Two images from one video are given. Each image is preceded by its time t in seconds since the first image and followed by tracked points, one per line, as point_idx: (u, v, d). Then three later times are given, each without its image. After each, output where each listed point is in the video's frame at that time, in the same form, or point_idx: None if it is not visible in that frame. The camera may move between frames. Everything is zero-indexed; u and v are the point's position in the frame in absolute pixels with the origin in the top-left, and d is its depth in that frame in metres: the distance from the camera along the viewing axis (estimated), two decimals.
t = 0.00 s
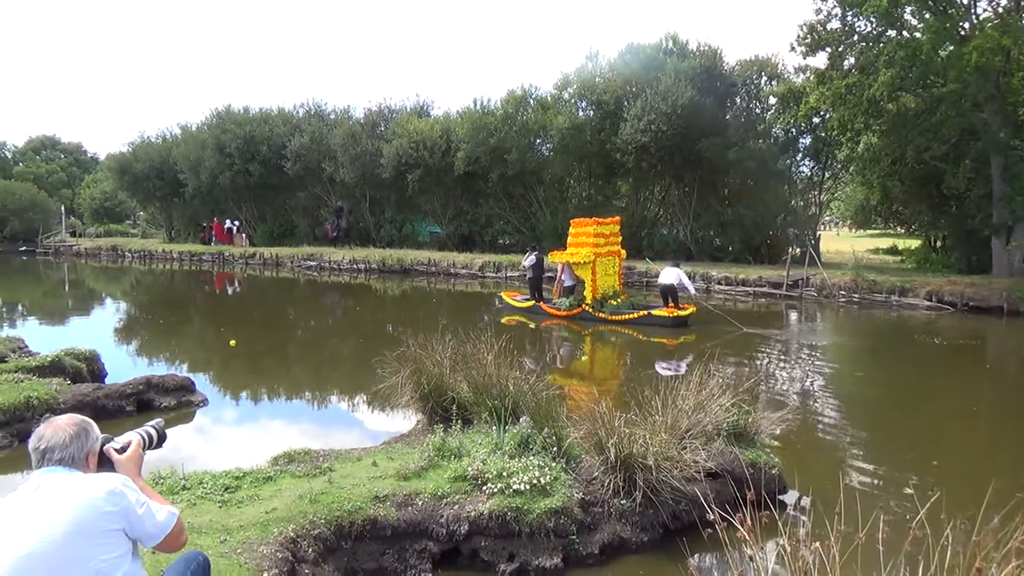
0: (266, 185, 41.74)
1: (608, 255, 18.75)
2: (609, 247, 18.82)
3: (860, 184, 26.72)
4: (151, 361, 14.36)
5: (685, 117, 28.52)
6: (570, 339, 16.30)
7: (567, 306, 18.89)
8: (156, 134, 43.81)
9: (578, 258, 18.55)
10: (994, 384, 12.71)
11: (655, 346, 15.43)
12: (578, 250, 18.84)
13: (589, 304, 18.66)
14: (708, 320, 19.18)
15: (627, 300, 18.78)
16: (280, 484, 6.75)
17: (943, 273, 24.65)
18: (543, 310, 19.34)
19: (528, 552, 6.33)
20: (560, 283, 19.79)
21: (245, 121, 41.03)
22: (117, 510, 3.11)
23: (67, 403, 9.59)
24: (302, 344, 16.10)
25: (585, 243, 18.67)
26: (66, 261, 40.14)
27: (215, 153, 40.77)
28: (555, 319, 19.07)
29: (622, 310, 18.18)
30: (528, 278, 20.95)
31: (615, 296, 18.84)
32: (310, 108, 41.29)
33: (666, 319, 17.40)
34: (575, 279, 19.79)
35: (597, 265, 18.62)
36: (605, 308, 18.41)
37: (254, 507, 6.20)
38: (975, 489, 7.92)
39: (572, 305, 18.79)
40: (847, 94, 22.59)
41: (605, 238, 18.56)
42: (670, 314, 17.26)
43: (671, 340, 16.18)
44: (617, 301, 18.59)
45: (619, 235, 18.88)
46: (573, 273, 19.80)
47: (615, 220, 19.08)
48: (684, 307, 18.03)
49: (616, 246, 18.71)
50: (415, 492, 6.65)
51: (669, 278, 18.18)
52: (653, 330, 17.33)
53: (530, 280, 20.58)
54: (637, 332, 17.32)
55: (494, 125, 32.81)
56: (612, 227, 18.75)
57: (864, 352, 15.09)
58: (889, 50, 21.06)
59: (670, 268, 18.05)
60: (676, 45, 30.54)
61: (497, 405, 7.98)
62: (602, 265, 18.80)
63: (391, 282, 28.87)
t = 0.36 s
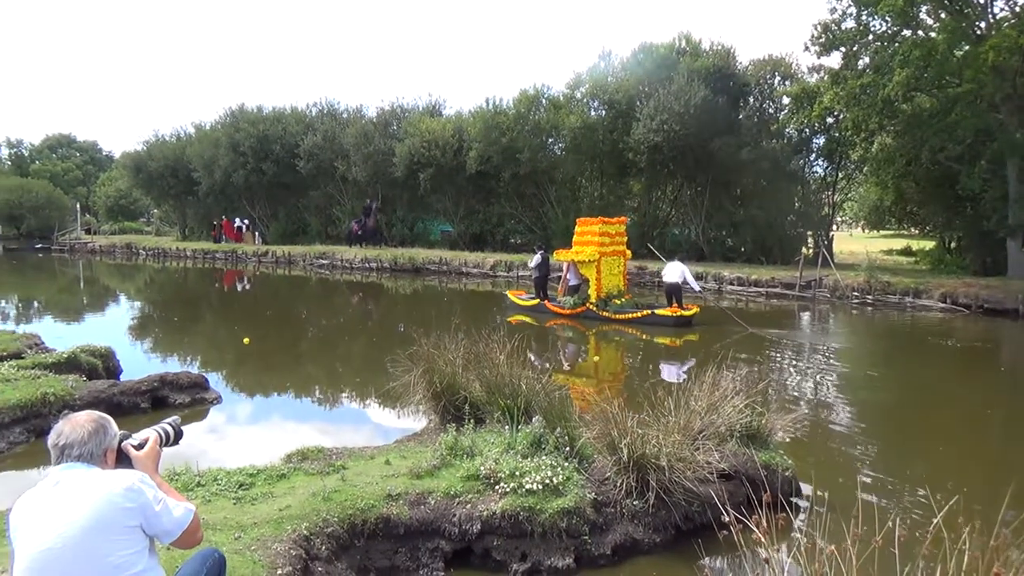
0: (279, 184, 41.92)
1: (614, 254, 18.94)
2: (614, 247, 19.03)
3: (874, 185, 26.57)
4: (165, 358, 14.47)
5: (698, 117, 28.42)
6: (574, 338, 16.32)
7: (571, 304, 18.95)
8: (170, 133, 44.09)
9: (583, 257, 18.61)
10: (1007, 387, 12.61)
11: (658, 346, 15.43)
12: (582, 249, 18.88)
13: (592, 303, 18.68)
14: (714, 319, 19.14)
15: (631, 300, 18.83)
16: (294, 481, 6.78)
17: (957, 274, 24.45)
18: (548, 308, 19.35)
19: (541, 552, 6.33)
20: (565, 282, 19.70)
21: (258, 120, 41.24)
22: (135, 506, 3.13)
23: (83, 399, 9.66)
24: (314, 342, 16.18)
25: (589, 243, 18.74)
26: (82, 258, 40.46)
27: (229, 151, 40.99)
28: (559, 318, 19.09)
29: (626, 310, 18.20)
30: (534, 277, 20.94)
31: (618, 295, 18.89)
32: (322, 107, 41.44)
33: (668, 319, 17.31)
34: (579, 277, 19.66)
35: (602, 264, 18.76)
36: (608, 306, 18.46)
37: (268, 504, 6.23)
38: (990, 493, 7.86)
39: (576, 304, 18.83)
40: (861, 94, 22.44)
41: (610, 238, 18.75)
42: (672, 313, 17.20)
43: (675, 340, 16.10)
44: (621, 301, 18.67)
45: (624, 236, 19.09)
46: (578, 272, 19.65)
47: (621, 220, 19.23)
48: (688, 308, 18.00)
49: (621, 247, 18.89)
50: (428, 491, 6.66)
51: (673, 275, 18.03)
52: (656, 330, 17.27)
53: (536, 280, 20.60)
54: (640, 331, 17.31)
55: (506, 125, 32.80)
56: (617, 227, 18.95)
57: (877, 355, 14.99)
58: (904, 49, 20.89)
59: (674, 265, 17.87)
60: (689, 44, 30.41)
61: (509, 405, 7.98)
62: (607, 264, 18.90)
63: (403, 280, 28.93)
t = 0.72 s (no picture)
0: (303, 183, 42.26)
1: (630, 254, 18.77)
2: (631, 246, 18.88)
3: (902, 183, 26.23)
4: (191, 356, 14.63)
5: (722, 115, 28.23)
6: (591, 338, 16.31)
7: (586, 302, 18.90)
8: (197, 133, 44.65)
9: (598, 254, 18.70)
10: None
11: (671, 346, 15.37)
12: (599, 247, 18.98)
13: (607, 300, 18.62)
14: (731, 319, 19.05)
15: (647, 299, 18.65)
16: (319, 479, 6.82)
17: (987, 275, 24.03)
18: (563, 308, 19.32)
19: (565, 552, 6.32)
20: (582, 281, 19.45)
21: (283, 121, 41.62)
22: (166, 501, 3.16)
23: (112, 395, 9.81)
24: (337, 341, 16.28)
25: (606, 241, 18.85)
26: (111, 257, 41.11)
27: (254, 152, 41.43)
28: (575, 317, 19.06)
29: (641, 308, 18.17)
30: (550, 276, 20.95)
31: (634, 294, 18.74)
32: (346, 108, 41.74)
33: (682, 317, 17.40)
34: (596, 277, 19.43)
35: (618, 263, 18.77)
36: (624, 304, 18.37)
37: (295, 501, 6.28)
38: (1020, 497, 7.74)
39: (591, 302, 18.78)
40: (888, 92, 22.13)
41: (627, 237, 18.76)
42: (688, 311, 17.25)
43: (689, 339, 16.13)
44: (637, 299, 18.51)
45: (642, 235, 18.90)
46: (595, 270, 19.38)
47: (639, 221, 19.12)
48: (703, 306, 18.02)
49: (637, 246, 18.74)
50: (453, 489, 6.67)
51: (689, 273, 18.17)
52: (671, 329, 17.30)
53: (551, 279, 20.60)
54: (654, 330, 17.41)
55: (529, 124, 32.77)
56: (634, 227, 18.79)
57: (904, 356, 14.80)
58: (932, 46, 20.58)
59: (689, 259, 18.00)
60: (713, 42, 30.18)
61: (533, 404, 7.96)
62: (623, 263, 18.86)
63: (426, 280, 29.04)
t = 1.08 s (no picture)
0: (331, 183, 42.58)
1: (651, 252, 18.74)
2: (652, 245, 18.78)
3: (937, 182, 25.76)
4: (223, 353, 14.79)
5: (752, 113, 28.00)
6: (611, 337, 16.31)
7: (606, 300, 18.92)
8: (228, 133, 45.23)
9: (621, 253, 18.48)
10: None
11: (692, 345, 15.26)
12: (620, 244, 18.79)
13: (628, 298, 18.59)
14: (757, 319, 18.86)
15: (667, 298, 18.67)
16: (349, 476, 6.87)
17: None
18: (584, 306, 19.25)
19: (594, 552, 6.29)
20: (603, 280, 19.87)
21: (312, 120, 41.99)
22: (202, 495, 3.19)
23: (147, 390, 9.98)
24: (366, 339, 16.36)
25: (628, 238, 18.61)
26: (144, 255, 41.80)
27: (284, 151, 41.88)
28: (596, 315, 18.98)
29: (662, 306, 18.11)
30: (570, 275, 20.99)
31: (655, 293, 18.79)
32: (375, 107, 42.01)
33: (702, 316, 17.42)
34: (617, 276, 19.86)
35: (639, 261, 18.63)
36: (644, 303, 18.36)
37: (325, 498, 6.33)
38: None
39: (612, 300, 18.75)
40: (923, 89, 21.70)
41: (648, 235, 18.53)
42: (708, 310, 17.31)
43: (709, 338, 16.09)
44: (657, 297, 18.54)
45: (663, 234, 18.78)
46: (616, 270, 19.89)
47: (661, 219, 18.94)
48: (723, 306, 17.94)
49: (659, 245, 18.62)
50: (481, 488, 6.68)
51: (709, 272, 18.15)
52: (693, 328, 17.29)
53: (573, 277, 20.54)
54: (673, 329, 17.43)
55: (556, 123, 32.66)
56: (656, 225, 18.67)
57: (938, 357, 14.52)
58: (968, 42, 20.14)
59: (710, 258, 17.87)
60: (743, 39, 29.82)
61: (561, 403, 7.92)
62: (644, 261, 18.76)
63: (453, 278, 29.09)
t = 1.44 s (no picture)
0: (355, 181, 42.85)
1: (668, 250, 18.79)
2: (669, 242, 18.87)
3: (967, 179, 25.21)
4: (248, 349, 14.95)
5: (778, 110, 27.68)
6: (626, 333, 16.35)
7: (622, 298, 18.85)
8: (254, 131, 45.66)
9: (637, 249, 18.69)
10: None
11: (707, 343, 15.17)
12: (637, 242, 18.91)
13: (644, 296, 18.48)
14: (780, 318, 18.69)
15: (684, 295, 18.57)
16: (373, 472, 6.91)
17: None
18: (600, 303, 19.27)
19: (617, 551, 6.27)
20: (619, 277, 19.41)
21: (336, 118, 42.26)
22: (229, 490, 3.21)
23: (175, 386, 10.11)
24: (389, 336, 16.45)
25: (644, 236, 18.76)
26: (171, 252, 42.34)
27: (309, 149, 42.22)
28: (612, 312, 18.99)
29: (678, 304, 17.93)
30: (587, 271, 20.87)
31: (671, 291, 18.69)
32: (398, 105, 42.20)
33: (719, 314, 17.24)
34: (634, 273, 19.21)
35: (655, 258, 18.72)
36: (660, 300, 18.20)
37: (350, 493, 6.37)
38: None
39: (628, 297, 18.71)
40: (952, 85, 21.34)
41: (664, 233, 18.67)
42: (724, 308, 17.10)
43: (725, 336, 15.97)
44: (673, 295, 18.38)
45: (680, 232, 18.89)
46: (632, 267, 19.24)
47: (676, 217, 19.07)
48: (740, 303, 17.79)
49: (675, 242, 18.72)
50: (504, 485, 6.68)
51: (726, 269, 17.95)
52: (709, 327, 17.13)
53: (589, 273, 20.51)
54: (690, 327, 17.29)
55: (579, 120, 32.56)
56: (672, 222, 18.81)
57: (968, 357, 14.28)
58: (1000, 36, 19.74)
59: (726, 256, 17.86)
60: (769, 36, 29.51)
61: (584, 401, 7.90)
62: (660, 259, 18.86)
63: (476, 276, 29.11)
